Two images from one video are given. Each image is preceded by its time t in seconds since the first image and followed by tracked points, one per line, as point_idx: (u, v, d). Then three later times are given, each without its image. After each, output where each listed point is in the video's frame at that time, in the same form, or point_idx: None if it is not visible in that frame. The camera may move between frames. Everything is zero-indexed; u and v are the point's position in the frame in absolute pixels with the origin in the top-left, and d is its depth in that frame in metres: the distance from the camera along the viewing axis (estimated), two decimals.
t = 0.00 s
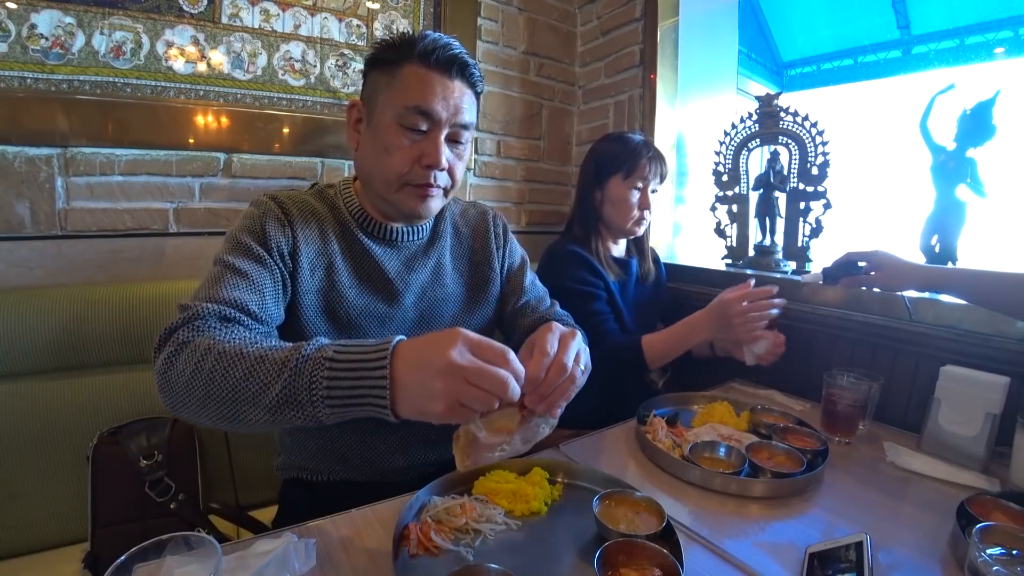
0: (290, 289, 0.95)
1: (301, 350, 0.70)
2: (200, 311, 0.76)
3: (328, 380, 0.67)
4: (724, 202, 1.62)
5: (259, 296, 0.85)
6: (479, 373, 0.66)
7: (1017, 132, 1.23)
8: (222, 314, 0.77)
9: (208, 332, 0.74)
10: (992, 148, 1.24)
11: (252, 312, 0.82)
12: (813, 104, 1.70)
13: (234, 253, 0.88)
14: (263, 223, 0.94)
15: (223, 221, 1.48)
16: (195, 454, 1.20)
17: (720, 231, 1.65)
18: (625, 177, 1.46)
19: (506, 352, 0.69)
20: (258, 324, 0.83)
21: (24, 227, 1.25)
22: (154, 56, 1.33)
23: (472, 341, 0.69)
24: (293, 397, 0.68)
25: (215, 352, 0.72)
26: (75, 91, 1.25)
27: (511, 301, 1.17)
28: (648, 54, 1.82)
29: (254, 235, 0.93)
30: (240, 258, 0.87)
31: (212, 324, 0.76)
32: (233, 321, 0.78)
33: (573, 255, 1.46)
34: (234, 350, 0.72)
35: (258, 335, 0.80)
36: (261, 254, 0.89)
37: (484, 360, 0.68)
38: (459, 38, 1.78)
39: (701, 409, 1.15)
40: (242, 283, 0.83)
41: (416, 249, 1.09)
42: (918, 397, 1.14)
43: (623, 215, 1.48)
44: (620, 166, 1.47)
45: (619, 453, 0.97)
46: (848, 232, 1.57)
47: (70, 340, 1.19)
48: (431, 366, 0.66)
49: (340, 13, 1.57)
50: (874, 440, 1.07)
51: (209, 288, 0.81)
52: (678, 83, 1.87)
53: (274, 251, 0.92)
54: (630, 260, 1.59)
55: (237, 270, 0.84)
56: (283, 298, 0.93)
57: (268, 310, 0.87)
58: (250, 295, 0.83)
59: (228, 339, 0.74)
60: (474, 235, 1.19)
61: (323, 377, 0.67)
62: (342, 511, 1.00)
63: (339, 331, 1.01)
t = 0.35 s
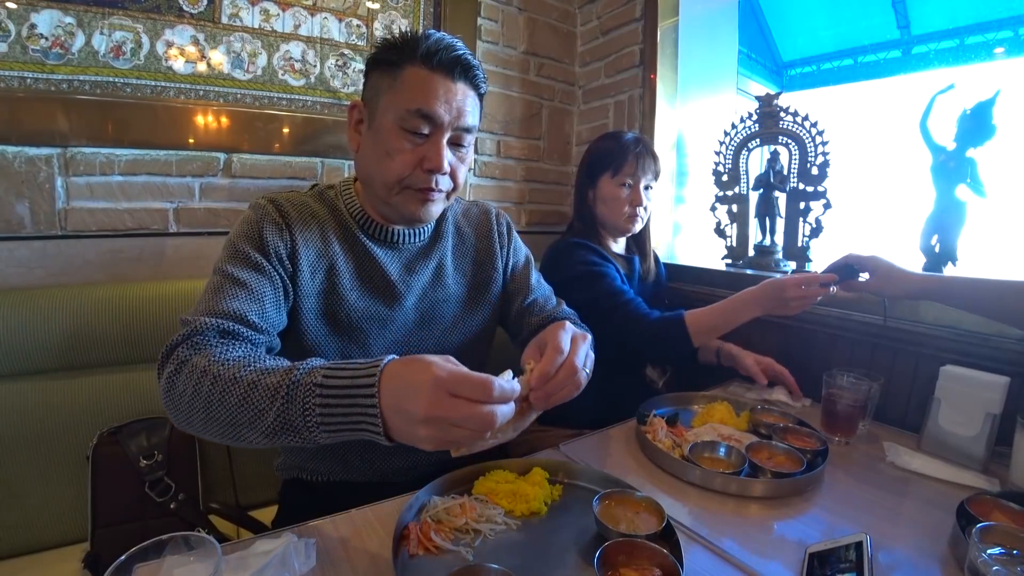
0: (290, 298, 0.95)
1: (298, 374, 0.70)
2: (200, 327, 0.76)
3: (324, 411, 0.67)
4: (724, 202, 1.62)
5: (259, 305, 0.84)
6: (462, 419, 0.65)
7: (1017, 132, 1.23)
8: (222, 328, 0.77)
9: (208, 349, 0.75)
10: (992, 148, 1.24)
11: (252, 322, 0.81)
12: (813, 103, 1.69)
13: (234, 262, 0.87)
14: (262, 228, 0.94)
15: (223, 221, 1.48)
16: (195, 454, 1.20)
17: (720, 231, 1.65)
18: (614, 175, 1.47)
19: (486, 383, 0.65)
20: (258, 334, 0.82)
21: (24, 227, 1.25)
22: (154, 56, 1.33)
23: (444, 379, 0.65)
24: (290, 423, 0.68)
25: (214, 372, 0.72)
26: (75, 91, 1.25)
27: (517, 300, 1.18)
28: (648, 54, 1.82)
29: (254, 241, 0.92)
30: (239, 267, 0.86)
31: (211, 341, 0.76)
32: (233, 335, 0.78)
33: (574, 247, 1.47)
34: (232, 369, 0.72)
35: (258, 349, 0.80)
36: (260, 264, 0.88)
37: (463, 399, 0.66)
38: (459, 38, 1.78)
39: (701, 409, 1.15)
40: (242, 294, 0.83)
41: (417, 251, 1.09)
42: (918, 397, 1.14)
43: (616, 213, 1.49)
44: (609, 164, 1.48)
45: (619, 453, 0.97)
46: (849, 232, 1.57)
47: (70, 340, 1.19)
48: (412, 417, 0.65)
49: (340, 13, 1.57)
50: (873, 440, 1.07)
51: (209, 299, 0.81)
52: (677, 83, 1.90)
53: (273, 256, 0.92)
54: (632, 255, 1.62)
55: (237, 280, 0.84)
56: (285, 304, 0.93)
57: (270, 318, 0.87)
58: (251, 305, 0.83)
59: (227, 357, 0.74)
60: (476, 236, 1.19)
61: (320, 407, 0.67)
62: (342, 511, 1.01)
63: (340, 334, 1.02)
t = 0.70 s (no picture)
0: (290, 302, 0.95)
1: (298, 381, 0.70)
2: (199, 335, 0.76)
3: (325, 417, 0.67)
4: (724, 202, 1.62)
5: (258, 312, 0.84)
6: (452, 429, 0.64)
7: (1017, 132, 1.23)
8: (220, 337, 0.77)
9: (207, 358, 0.75)
10: (992, 148, 1.23)
11: (250, 329, 0.81)
12: (813, 104, 1.69)
13: (232, 268, 0.88)
14: (260, 233, 0.94)
15: (223, 221, 1.48)
16: (195, 454, 1.20)
17: (720, 231, 1.65)
18: (625, 181, 1.46)
19: (469, 392, 0.63)
20: (258, 341, 0.83)
21: (24, 227, 1.25)
22: (153, 56, 1.33)
23: (426, 391, 0.64)
24: (293, 429, 0.69)
25: (213, 381, 0.72)
26: (75, 91, 1.25)
27: (519, 301, 1.18)
28: (648, 54, 1.82)
29: (252, 246, 0.92)
30: (237, 274, 0.86)
31: (211, 351, 0.76)
32: (234, 343, 0.78)
33: (571, 248, 1.47)
34: (232, 377, 0.72)
35: (258, 356, 0.80)
36: (258, 269, 0.89)
37: (449, 408, 0.64)
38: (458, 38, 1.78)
39: (701, 409, 1.15)
40: (240, 300, 0.83)
41: (416, 252, 1.09)
42: (918, 397, 1.14)
43: (618, 218, 1.49)
44: (619, 169, 1.47)
45: (618, 453, 0.97)
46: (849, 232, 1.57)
47: (71, 340, 1.19)
48: (403, 428, 0.65)
49: (340, 13, 1.57)
50: (873, 440, 1.07)
51: (208, 307, 0.81)
52: (677, 83, 1.90)
53: (271, 260, 0.92)
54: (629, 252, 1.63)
55: (235, 287, 0.84)
56: (284, 308, 0.93)
57: (268, 324, 0.87)
58: (250, 312, 0.83)
59: (226, 365, 0.74)
60: (476, 236, 1.19)
61: (321, 414, 0.67)
62: (342, 511, 1.01)
63: (341, 337, 1.02)
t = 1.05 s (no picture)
0: (290, 303, 0.95)
1: (296, 387, 0.70)
2: (199, 337, 0.76)
3: (323, 424, 0.67)
4: (724, 202, 1.62)
5: (258, 313, 0.84)
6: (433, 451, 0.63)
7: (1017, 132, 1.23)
8: (221, 338, 0.77)
9: (208, 360, 0.75)
10: (992, 148, 1.23)
11: (251, 330, 0.81)
12: (813, 104, 1.69)
13: (233, 270, 0.87)
14: (260, 234, 0.94)
15: (223, 221, 1.48)
16: (195, 454, 1.21)
17: (720, 231, 1.65)
18: (643, 212, 1.47)
19: (450, 414, 0.61)
20: (260, 343, 0.83)
21: (24, 227, 1.25)
22: (154, 56, 1.33)
23: (407, 410, 0.62)
24: (290, 435, 0.69)
25: (212, 383, 0.72)
26: (75, 91, 1.25)
27: (519, 302, 1.19)
28: (648, 54, 1.82)
29: (252, 247, 0.92)
30: (239, 275, 0.86)
31: (212, 352, 0.76)
32: (235, 345, 0.78)
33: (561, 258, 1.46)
34: (232, 381, 0.72)
35: (259, 358, 0.80)
36: (259, 271, 0.89)
37: (431, 429, 0.62)
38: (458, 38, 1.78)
39: (701, 409, 1.15)
40: (240, 301, 0.83)
41: (416, 252, 1.09)
42: (918, 397, 1.14)
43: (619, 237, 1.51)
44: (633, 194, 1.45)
45: (618, 453, 0.97)
46: (849, 232, 1.57)
47: (71, 340, 1.19)
48: (386, 444, 0.65)
49: (340, 13, 1.57)
50: (874, 440, 1.07)
51: (209, 308, 0.81)
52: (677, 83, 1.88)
53: (272, 262, 0.92)
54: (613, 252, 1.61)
55: (237, 289, 0.84)
56: (285, 309, 0.93)
57: (269, 326, 0.87)
58: (251, 313, 0.83)
59: (227, 368, 0.74)
60: (475, 236, 1.19)
61: (319, 420, 0.67)
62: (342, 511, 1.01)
63: (341, 337, 1.02)
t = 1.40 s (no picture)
0: (287, 307, 0.95)
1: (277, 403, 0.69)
2: (193, 347, 0.77)
3: (290, 445, 0.65)
4: (724, 202, 1.62)
5: (252, 320, 0.85)
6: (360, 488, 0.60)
7: (1017, 132, 1.23)
8: (214, 349, 0.78)
9: (199, 370, 0.76)
10: (992, 148, 1.23)
11: (244, 339, 0.82)
12: (813, 104, 1.69)
13: (229, 277, 0.88)
14: (256, 239, 0.94)
15: (223, 221, 1.48)
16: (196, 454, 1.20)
17: (720, 231, 1.65)
18: (635, 213, 1.47)
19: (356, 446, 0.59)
20: (254, 351, 0.83)
21: (24, 227, 1.25)
22: (154, 56, 1.33)
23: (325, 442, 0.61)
24: (263, 453, 0.68)
25: (201, 394, 0.72)
26: (75, 91, 1.25)
27: (522, 303, 1.19)
28: (648, 54, 1.82)
29: (248, 253, 0.93)
30: (234, 284, 0.87)
31: (203, 363, 0.77)
32: (224, 356, 0.78)
33: (556, 258, 1.46)
34: (215, 393, 0.72)
35: (250, 368, 0.80)
36: (255, 280, 0.89)
37: (351, 465, 0.60)
38: (458, 38, 1.78)
39: (701, 409, 1.15)
40: (235, 310, 0.84)
41: (415, 253, 1.09)
42: (918, 397, 1.14)
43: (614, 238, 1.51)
44: (628, 200, 1.46)
45: (618, 453, 0.97)
46: (849, 232, 1.57)
47: (71, 340, 1.19)
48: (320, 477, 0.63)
49: (340, 13, 1.57)
50: (873, 439, 1.07)
51: (205, 318, 0.82)
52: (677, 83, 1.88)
53: (268, 268, 0.93)
54: (607, 252, 1.61)
55: (232, 297, 0.85)
56: (281, 315, 0.94)
57: (265, 332, 0.88)
58: (245, 321, 0.84)
59: (214, 379, 0.74)
60: (475, 237, 1.19)
61: (284, 440, 0.65)
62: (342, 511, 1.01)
63: (340, 339, 1.02)
